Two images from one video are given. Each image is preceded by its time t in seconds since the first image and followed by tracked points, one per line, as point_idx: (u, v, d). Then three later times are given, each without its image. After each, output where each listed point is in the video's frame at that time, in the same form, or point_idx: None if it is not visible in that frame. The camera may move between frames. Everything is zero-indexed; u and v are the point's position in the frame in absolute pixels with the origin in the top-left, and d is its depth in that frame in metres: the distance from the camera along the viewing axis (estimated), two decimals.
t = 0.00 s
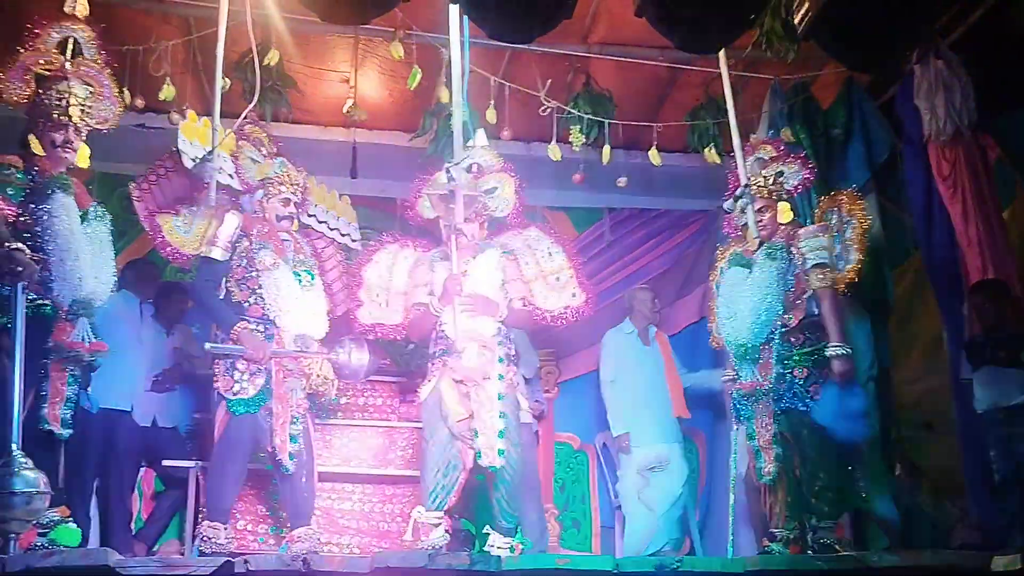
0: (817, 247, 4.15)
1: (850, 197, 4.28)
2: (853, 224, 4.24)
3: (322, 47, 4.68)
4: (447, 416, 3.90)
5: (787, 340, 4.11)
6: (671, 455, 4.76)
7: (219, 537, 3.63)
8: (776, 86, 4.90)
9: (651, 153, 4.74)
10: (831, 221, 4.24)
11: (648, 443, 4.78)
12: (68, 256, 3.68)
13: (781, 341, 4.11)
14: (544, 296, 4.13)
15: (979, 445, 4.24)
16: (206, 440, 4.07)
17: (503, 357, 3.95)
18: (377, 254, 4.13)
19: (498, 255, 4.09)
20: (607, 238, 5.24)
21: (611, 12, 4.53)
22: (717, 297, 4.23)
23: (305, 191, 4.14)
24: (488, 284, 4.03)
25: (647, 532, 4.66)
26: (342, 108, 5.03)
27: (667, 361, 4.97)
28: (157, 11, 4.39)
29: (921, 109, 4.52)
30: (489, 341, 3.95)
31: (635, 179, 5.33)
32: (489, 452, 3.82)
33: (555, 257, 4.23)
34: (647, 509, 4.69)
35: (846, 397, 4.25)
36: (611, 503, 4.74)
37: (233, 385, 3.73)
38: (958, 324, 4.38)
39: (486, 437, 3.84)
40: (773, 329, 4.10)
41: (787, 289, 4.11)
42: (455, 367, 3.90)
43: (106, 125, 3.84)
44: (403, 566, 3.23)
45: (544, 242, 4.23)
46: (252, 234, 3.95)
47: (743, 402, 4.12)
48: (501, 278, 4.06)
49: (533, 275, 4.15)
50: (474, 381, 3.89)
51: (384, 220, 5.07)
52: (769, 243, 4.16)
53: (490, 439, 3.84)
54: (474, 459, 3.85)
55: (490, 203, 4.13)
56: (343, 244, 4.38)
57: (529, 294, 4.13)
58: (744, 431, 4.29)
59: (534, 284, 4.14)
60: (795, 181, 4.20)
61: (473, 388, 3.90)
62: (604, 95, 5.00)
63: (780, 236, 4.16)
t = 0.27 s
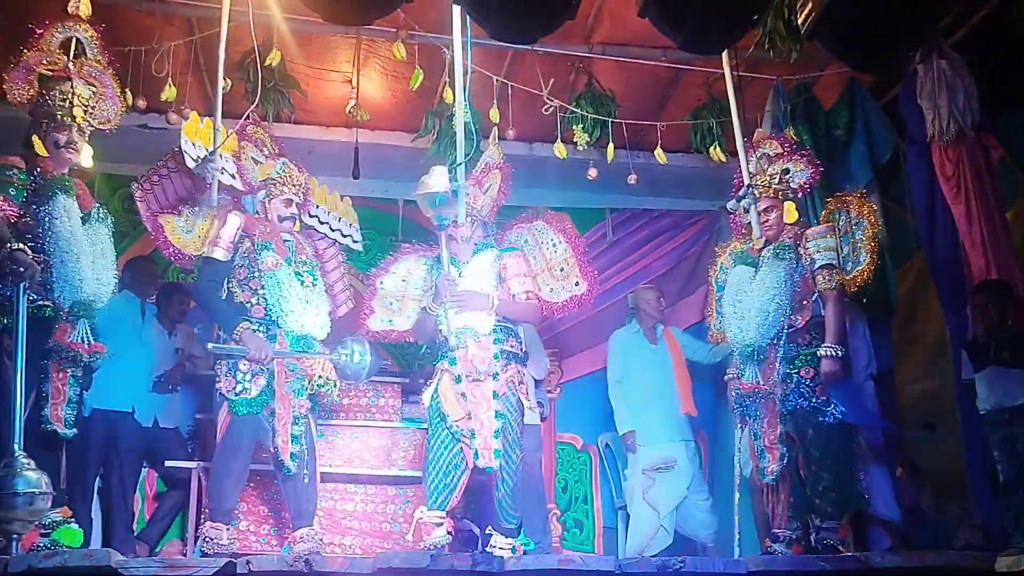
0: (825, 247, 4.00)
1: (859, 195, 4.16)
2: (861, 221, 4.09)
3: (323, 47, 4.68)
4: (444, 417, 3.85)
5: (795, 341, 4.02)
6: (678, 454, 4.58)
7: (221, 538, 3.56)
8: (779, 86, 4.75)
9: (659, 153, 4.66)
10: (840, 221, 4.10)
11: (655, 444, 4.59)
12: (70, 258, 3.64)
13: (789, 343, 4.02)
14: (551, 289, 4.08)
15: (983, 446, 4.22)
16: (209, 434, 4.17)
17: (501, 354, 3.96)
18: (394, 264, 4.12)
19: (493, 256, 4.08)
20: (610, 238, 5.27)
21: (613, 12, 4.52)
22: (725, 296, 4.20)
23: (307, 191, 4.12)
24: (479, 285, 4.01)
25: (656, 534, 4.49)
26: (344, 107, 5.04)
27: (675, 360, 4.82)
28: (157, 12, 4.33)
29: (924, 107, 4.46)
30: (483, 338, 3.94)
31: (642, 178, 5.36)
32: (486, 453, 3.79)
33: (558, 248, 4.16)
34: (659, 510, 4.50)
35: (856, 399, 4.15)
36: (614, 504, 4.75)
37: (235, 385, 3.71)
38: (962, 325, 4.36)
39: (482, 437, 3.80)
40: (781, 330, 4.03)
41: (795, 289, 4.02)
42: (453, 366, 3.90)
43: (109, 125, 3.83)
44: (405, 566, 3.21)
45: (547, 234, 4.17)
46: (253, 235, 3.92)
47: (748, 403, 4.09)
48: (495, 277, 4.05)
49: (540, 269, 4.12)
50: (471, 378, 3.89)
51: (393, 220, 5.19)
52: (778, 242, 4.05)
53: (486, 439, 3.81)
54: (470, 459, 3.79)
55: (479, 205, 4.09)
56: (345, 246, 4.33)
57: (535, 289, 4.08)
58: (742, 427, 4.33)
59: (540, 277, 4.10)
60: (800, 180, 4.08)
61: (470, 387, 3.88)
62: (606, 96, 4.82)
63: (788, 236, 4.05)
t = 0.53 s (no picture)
0: (829, 248, 4.05)
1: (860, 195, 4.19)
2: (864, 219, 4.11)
3: (324, 47, 4.68)
4: (438, 416, 3.88)
5: (795, 340, 4.06)
6: (688, 453, 4.60)
7: (220, 538, 3.56)
8: (779, 87, 4.73)
9: (659, 153, 4.64)
10: (845, 220, 4.14)
11: (665, 441, 4.61)
12: (70, 258, 3.69)
13: (790, 341, 4.06)
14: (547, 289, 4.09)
15: (983, 446, 4.22)
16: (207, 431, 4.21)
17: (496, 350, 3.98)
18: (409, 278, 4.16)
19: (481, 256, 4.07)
20: (610, 238, 5.27)
21: (613, 12, 4.52)
22: (727, 295, 4.19)
23: (306, 191, 4.13)
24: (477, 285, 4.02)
25: (657, 531, 4.56)
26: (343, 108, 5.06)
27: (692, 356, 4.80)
28: (158, 11, 4.35)
29: (924, 106, 4.48)
30: (471, 339, 3.94)
31: (641, 177, 5.40)
32: (473, 452, 3.80)
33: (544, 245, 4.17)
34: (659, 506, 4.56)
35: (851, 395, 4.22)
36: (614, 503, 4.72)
37: (235, 385, 3.69)
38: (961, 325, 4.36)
39: (469, 436, 3.81)
40: (783, 329, 4.06)
41: (798, 288, 4.06)
42: (439, 373, 3.89)
43: (110, 126, 3.82)
44: (405, 566, 3.21)
45: (539, 235, 4.17)
46: (253, 234, 3.89)
47: (750, 403, 4.08)
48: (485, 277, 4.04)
49: (535, 266, 4.12)
50: (457, 379, 3.88)
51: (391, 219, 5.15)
52: (782, 241, 4.08)
53: (474, 439, 3.81)
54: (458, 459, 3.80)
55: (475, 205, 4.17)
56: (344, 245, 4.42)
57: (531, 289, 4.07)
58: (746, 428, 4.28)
59: (536, 274, 4.11)
60: (807, 179, 4.09)
61: (456, 388, 3.88)
62: (606, 95, 4.82)
63: (792, 235, 4.08)
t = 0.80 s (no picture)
0: (831, 247, 3.98)
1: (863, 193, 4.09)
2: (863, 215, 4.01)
3: (324, 47, 4.68)
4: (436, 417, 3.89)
5: (796, 341, 4.01)
6: (698, 451, 4.65)
7: (220, 537, 3.55)
8: (779, 85, 4.74)
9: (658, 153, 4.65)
10: (849, 218, 4.03)
11: (679, 440, 4.67)
12: (69, 258, 3.65)
13: (791, 343, 4.01)
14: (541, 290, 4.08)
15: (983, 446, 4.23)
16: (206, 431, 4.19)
17: (496, 355, 3.92)
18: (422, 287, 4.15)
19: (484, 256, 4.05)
20: (610, 238, 5.24)
21: (613, 12, 4.52)
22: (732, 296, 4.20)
23: (305, 189, 4.09)
24: (469, 290, 4.00)
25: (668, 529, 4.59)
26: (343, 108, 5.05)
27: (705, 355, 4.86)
28: (158, 11, 4.35)
29: (924, 107, 4.44)
30: (465, 343, 3.94)
31: (636, 177, 5.38)
32: (468, 454, 3.79)
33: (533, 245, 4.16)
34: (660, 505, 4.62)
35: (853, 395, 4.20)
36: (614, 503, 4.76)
37: (234, 385, 3.70)
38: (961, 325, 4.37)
39: (464, 438, 3.81)
40: (784, 331, 4.02)
41: (799, 289, 4.01)
42: (432, 380, 3.90)
43: (109, 125, 3.81)
44: (404, 565, 3.22)
45: (533, 239, 4.16)
46: (253, 234, 3.88)
47: (752, 405, 4.11)
48: (483, 277, 4.03)
49: (530, 267, 4.10)
50: (451, 383, 3.89)
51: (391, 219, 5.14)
52: (783, 242, 4.05)
53: (469, 441, 3.81)
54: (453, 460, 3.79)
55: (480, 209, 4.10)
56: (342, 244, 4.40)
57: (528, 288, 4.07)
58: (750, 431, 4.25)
59: (533, 275, 4.09)
60: (809, 177, 4.05)
61: (451, 391, 3.88)
62: (606, 95, 4.83)
63: (794, 235, 4.05)
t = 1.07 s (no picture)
0: (828, 247, 3.94)
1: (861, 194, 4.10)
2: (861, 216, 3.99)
3: (323, 47, 4.67)
4: (433, 416, 3.85)
5: (795, 342, 4.00)
6: (702, 450, 4.66)
7: (220, 537, 3.55)
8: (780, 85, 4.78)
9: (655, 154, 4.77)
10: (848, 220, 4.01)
11: (682, 440, 4.67)
12: (71, 258, 3.64)
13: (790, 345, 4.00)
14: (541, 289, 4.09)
15: (982, 446, 4.23)
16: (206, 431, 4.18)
17: (497, 354, 3.96)
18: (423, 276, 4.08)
19: (486, 253, 4.05)
20: (610, 238, 5.24)
21: (613, 12, 4.51)
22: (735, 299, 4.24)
23: (304, 189, 4.11)
24: (465, 281, 4.00)
25: (680, 530, 4.55)
26: (343, 109, 5.06)
27: (706, 355, 4.85)
28: (156, 11, 4.33)
29: (924, 107, 4.45)
30: (458, 340, 3.90)
31: (636, 180, 5.46)
32: (465, 451, 3.76)
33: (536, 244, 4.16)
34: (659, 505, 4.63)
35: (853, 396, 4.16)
36: (615, 504, 4.75)
37: (234, 385, 3.70)
38: (961, 325, 4.36)
39: (462, 435, 3.77)
40: (783, 333, 4.03)
41: (798, 292, 4.02)
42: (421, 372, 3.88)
43: (109, 125, 3.82)
44: (404, 565, 3.21)
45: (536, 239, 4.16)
46: (252, 234, 3.90)
47: (751, 408, 4.13)
48: (484, 274, 4.03)
49: (530, 265, 4.12)
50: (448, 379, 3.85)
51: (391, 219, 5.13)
52: (783, 244, 4.08)
53: (467, 438, 3.78)
54: (449, 458, 3.77)
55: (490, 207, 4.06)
56: (343, 245, 4.32)
57: (528, 286, 4.08)
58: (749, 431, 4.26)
59: (531, 272, 4.11)
60: (805, 177, 4.05)
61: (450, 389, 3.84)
62: (605, 95, 4.83)
63: (793, 237, 4.06)
